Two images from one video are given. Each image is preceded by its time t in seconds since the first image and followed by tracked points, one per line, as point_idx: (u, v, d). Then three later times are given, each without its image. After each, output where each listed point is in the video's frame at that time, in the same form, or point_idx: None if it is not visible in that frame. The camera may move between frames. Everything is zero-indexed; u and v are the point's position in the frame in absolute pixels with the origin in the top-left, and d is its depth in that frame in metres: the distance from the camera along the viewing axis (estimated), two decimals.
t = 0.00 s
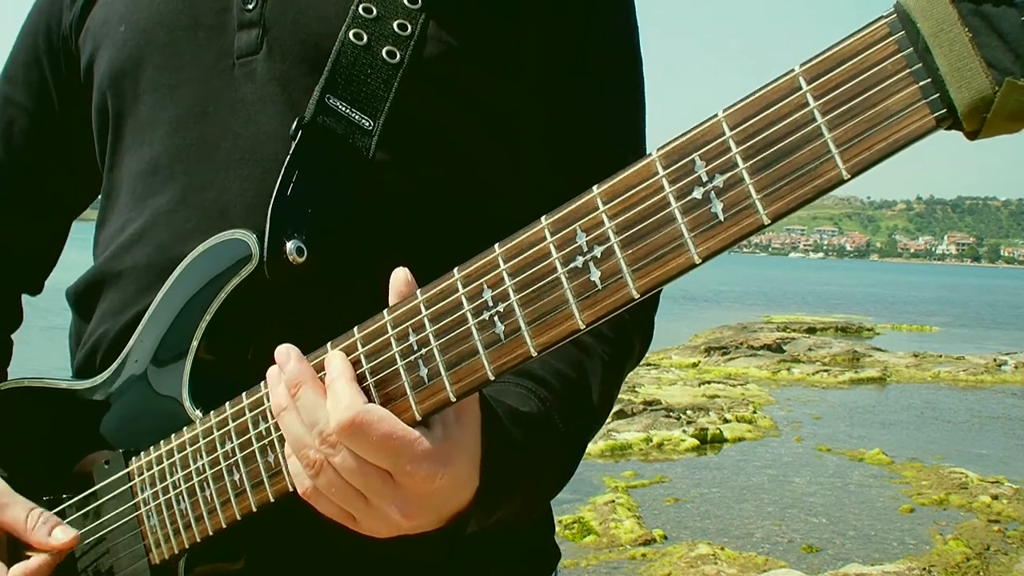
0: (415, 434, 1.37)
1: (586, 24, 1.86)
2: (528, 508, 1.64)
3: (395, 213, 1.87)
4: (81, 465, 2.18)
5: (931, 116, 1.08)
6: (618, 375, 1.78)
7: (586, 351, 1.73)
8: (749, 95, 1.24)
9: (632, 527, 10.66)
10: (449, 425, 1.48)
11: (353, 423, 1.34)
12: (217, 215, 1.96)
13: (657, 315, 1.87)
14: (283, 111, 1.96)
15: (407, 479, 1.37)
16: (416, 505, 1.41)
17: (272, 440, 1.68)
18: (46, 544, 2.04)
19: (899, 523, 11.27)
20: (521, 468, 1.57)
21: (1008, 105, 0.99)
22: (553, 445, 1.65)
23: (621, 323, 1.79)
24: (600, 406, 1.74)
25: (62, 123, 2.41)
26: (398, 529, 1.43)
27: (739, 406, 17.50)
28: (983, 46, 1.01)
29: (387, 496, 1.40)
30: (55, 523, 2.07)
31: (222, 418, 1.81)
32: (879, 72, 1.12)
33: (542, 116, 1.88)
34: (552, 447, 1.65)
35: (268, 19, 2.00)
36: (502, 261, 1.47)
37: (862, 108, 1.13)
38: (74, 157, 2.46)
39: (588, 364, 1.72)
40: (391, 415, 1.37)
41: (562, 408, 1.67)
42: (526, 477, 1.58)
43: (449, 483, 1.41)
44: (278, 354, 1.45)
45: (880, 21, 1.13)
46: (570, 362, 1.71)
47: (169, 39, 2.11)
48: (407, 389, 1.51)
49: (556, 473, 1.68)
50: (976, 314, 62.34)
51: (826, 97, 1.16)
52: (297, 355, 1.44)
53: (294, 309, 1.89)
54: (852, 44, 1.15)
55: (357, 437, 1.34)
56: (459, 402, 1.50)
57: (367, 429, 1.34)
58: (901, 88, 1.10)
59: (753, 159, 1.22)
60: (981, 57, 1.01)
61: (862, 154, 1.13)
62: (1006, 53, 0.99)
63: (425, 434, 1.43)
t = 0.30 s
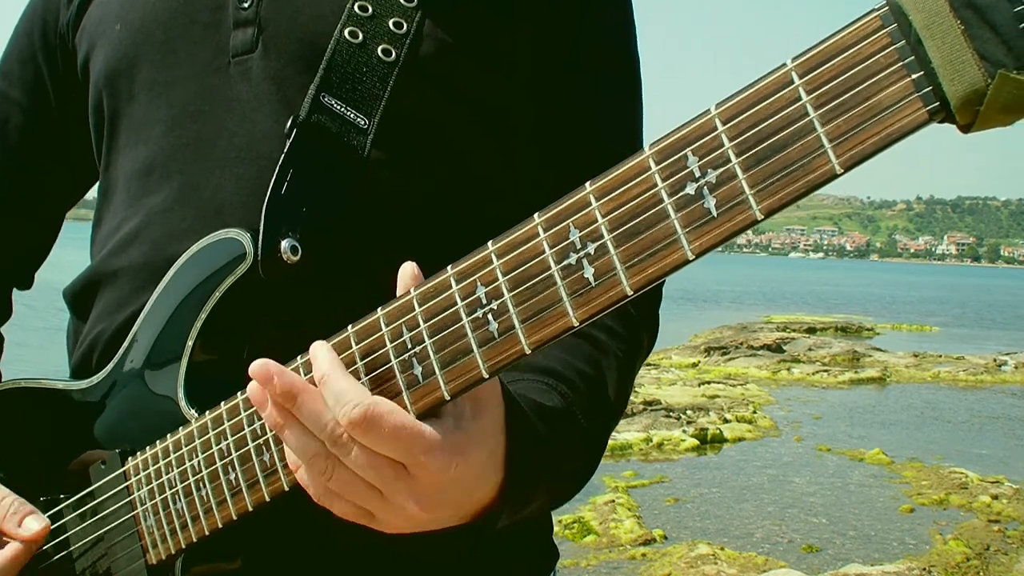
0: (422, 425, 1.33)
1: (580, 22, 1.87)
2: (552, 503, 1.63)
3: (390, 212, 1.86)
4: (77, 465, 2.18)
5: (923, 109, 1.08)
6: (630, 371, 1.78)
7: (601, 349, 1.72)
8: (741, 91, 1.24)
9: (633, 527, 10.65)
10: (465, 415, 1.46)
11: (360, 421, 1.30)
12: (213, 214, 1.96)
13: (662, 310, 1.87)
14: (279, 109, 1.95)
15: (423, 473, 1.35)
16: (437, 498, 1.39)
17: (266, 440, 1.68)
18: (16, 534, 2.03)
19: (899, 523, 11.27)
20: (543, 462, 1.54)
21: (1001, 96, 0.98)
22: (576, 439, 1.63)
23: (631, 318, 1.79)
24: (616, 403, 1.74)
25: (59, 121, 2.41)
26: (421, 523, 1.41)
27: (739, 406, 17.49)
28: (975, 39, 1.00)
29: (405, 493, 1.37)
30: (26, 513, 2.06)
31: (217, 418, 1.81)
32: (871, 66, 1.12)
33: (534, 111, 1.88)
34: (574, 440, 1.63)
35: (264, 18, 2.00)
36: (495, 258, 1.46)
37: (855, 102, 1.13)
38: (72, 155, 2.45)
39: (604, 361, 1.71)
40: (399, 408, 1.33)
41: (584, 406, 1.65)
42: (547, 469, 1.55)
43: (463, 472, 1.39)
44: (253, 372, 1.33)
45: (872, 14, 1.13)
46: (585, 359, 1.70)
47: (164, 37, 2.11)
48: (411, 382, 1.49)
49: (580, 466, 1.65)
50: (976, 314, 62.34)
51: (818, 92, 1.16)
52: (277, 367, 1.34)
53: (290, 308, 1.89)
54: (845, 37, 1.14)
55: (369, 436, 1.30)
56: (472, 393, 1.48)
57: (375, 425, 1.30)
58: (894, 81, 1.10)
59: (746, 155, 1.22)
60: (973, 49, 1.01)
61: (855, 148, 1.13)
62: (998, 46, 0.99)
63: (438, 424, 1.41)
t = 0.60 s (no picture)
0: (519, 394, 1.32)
1: (580, 24, 1.87)
2: (594, 480, 1.67)
3: (390, 213, 1.86)
4: (77, 465, 2.17)
5: (935, 118, 1.07)
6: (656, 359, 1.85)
7: (633, 333, 1.80)
8: (751, 97, 1.24)
9: (633, 527, 10.65)
10: (551, 384, 1.47)
11: (456, 376, 1.26)
12: (214, 214, 1.96)
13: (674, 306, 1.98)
14: (279, 110, 1.95)
15: (506, 436, 1.34)
16: (510, 465, 1.39)
17: (272, 440, 1.68)
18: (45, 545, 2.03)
19: (899, 523, 11.26)
20: (603, 438, 1.58)
21: (1013, 106, 0.98)
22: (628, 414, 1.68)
23: (654, 308, 1.88)
24: (648, 388, 1.80)
25: (58, 123, 2.40)
26: (487, 487, 1.41)
27: (739, 406, 17.49)
28: (987, 49, 1.00)
29: (482, 454, 1.36)
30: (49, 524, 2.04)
31: (221, 419, 1.81)
32: (882, 75, 1.11)
33: (535, 111, 1.88)
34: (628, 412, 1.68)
35: (265, 19, 2.00)
36: (503, 262, 1.46)
37: (866, 110, 1.12)
38: (72, 156, 2.45)
39: (637, 346, 1.78)
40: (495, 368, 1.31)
41: (628, 385, 1.70)
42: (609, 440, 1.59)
43: (544, 443, 1.40)
44: (373, 294, 1.37)
45: (883, 24, 1.12)
46: (621, 343, 1.76)
47: (164, 37, 2.11)
48: (477, 351, 1.44)
49: (625, 445, 1.69)
50: (976, 313, 62.33)
51: (830, 100, 1.16)
52: (394, 295, 1.37)
53: (292, 308, 1.88)
54: (858, 46, 1.14)
55: (463, 392, 1.27)
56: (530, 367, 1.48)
57: (472, 384, 1.26)
58: (905, 90, 1.10)
59: (756, 161, 1.21)
60: (985, 59, 1.00)
61: (866, 156, 1.12)
62: (1010, 56, 0.99)
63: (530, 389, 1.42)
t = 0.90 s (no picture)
0: (513, 397, 1.33)
1: (579, 23, 1.87)
2: (586, 483, 1.67)
3: (390, 213, 1.86)
4: (78, 465, 2.17)
5: (933, 120, 1.08)
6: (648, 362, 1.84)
7: (625, 335, 1.79)
8: (750, 98, 1.24)
9: (633, 527, 10.65)
10: (544, 384, 1.45)
11: (450, 376, 1.27)
12: (215, 215, 1.96)
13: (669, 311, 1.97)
14: (280, 110, 1.95)
15: (497, 437, 1.35)
16: (499, 466, 1.40)
17: (271, 442, 1.68)
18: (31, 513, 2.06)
19: (899, 523, 11.27)
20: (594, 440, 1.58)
21: (1012, 107, 0.98)
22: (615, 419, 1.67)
23: (646, 310, 1.88)
24: (639, 389, 1.80)
25: (62, 124, 2.41)
26: (476, 486, 1.42)
27: (739, 406, 17.49)
28: (984, 49, 1.00)
29: (471, 453, 1.38)
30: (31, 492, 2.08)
31: (221, 420, 1.81)
32: (881, 76, 1.11)
33: (534, 111, 1.88)
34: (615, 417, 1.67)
35: (266, 19, 2.00)
36: (502, 263, 1.46)
37: (864, 111, 1.12)
38: (74, 157, 2.45)
39: (628, 348, 1.78)
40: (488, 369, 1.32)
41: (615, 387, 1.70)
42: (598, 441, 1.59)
43: (537, 446, 1.41)
44: (372, 289, 1.39)
45: (882, 25, 1.12)
46: (611, 345, 1.76)
47: (166, 37, 2.11)
48: (476, 355, 1.44)
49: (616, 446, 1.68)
50: (976, 314, 62.34)
51: (829, 101, 1.16)
52: (393, 291, 1.38)
53: (292, 308, 1.88)
54: (856, 47, 1.14)
55: (454, 391, 1.28)
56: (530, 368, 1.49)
57: (465, 386, 1.28)
58: (902, 92, 1.10)
59: (755, 162, 1.21)
60: (983, 61, 1.00)
61: (864, 157, 1.13)
62: (1007, 58, 0.99)
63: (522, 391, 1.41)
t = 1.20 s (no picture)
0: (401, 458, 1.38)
1: (579, 24, 1.87)
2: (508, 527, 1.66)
3: (389, 215, 1.86)
4: (76, 465, 2.17)
5: (933, 134, 1.07)
6: (603, 389, 1.76)
7: (571, 363, 1.70)
8: (751, 108, 1.23)
9: (633, 527, 10.65)
10: (440, 445, 1.50)
11: (344, 438, 1.34)
12: (215, 216, 1.96)
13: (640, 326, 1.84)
14: (281, 112, 1.95)
15: (390, 497, 1.39)
16: (395, 524, 1.43)
17: (268, 446, 1.68)
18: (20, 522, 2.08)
19: (899, 523, 11.27)
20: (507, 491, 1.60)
21: (1012, 123, 0.98)
22: (539, 460, 1.66)
23: (610, 338, 1.75)
24: (585, 419, 1.73)
25: (61, 122, 2.40)
26: (376, 541, 1.45)
27: (739, 406, 17.49)
28: (985, 63, 1.01)
29: (368, 510, 1.41)
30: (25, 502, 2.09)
31: (219, 423, 1.81)
32: (883, 89, 1.11)
33: (534, 111, 1.87)
34: (537, 461, 1.66)
35: (268, 21, 2.00)
36: (501, 270, 1.46)
37: (866, 123, 1.12)
38: (72, 155, 2.44)
39: (575, 377, 1.70)
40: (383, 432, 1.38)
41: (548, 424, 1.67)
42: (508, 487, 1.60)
43: (428, 503, 1.44)
44: (283, 348, 1.44)
45: (883, 37, 1.12)
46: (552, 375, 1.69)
47: (167, 38, 2.10)
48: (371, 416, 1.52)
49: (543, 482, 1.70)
50: (976, 313, 62.33)
51: (829, 112, 1.15)
52: (301, 352, 1.43)
53: (293, 311, 1.88)
54: (857, 59, 1.14)
55: (345, 452, 1.34)
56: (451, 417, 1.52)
57: (357, 447, 1.34)
58: (904, 105, 1.10)
59: (755, 173, 1.21)
60: (984, 75, 1.01)
61: (864, 170, 1.12)
62: (1009, 72, 0.99)
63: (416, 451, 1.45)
